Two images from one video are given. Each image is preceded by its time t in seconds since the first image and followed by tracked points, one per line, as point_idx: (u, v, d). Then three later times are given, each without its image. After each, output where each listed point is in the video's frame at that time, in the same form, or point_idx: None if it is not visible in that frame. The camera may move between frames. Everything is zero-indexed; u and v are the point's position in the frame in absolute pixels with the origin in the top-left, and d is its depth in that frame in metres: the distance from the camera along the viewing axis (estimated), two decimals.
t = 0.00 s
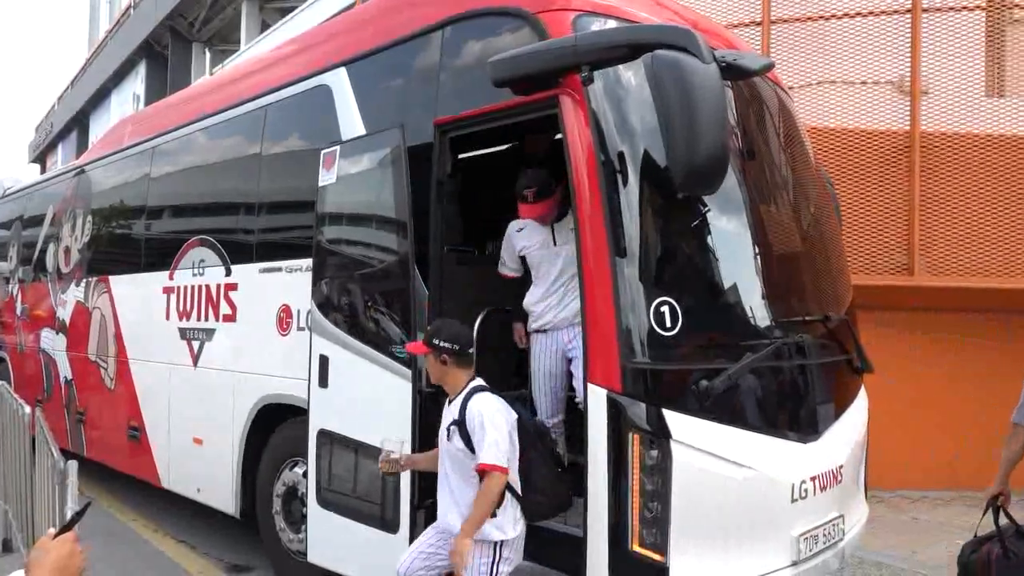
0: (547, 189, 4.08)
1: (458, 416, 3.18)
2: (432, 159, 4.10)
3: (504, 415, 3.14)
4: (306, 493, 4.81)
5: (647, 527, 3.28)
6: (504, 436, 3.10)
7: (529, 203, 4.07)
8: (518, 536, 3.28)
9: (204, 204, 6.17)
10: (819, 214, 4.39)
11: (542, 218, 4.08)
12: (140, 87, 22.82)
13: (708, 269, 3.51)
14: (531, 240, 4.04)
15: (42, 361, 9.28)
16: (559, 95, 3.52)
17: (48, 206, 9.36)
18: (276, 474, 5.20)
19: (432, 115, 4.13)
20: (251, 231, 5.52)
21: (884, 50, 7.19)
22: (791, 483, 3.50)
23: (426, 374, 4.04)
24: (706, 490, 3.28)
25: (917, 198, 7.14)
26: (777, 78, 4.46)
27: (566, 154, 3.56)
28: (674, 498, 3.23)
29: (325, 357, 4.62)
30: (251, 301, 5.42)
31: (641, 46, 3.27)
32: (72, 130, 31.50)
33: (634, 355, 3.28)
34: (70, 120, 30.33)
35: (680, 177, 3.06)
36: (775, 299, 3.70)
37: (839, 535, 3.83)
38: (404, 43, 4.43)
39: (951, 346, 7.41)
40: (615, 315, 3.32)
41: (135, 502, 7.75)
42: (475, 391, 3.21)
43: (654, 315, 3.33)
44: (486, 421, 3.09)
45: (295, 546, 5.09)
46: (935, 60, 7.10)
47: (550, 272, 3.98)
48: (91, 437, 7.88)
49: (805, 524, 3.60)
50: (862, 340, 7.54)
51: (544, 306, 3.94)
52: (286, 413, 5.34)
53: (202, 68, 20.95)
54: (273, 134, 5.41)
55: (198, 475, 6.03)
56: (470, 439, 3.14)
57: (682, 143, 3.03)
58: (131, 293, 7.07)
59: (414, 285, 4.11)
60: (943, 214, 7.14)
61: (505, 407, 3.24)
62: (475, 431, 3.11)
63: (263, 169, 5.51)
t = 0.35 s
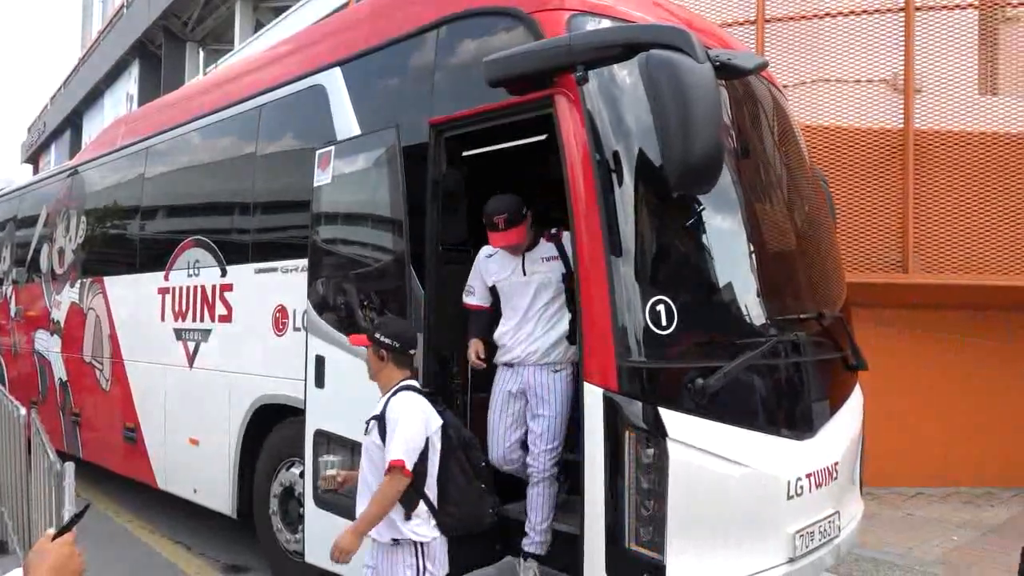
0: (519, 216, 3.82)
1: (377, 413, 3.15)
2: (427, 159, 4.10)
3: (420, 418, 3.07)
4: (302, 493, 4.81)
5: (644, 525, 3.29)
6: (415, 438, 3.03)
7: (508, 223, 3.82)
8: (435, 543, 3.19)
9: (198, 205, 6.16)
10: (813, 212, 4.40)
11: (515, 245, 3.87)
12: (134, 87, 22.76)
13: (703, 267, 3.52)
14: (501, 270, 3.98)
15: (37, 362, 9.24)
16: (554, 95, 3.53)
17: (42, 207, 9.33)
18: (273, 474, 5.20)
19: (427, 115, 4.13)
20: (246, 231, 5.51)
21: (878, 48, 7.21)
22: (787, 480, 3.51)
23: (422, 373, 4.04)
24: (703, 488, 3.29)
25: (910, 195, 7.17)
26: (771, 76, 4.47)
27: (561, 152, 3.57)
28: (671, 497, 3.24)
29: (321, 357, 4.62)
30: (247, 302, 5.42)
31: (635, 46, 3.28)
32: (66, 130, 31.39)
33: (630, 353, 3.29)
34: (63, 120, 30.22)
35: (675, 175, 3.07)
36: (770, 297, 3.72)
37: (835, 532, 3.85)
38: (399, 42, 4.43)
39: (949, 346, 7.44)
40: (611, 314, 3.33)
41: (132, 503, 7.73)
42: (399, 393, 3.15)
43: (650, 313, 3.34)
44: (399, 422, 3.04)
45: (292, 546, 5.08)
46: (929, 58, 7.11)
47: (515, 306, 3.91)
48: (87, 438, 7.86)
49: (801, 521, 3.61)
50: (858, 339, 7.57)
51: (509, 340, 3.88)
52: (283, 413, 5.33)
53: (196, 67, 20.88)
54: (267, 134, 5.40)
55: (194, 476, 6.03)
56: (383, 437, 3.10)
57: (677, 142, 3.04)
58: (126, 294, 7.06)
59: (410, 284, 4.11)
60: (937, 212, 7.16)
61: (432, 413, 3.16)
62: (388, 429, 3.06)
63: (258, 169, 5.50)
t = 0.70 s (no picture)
0: (512, 252, 3.71)
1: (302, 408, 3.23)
2: (428, 157, 4.10)
3: (331, 417, 3.13)
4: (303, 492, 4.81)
5: (645, 523, 3.29)
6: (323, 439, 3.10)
7: (498, 263, 3.67)
8: (341, 536, 3.27)
9: (197, 204, 6.16)
10: (813, 211, 4.41)
11: (503, 283, 3.73)
12: (133, 86, 22.74)
13: (703, 266, 3.52)
14: (475, 311, 3.80)
15: (37, 361, 9.23)
16: (554, 93, 3.53)
17: (41, 206, 9.32)
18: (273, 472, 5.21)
19: (427, 114, 4.14)
20: (246, 230, 5.51)
21: (878, 46, 7.21)
22: (787, 478, 3.52)
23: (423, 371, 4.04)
24: (703, 486, 3.30)
25: (911, 193, 7.17)
26: (771, 75, 4.47)
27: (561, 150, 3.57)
28: (671, 494, 3.24)
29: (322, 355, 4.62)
30: (247, 301, 5.42)
31: (635, 44, 3.29)
32: (65, 129, 31.37)
33: (631, 352, 3.30)
34: (61, 119, 30.20)
35: (675, 173, 3.07)
36: (770, 296, 3.72)
37: (835, 530, 3.86)
38: (398, 41, 4.43)
39: (949, 345, 7.46)
40: (612, 312, 3.33)
41: (132, 502, 7.73)
42: (321, 387, 3.21)
43: (650, 311, 3.35)
44: (311, 418, 3.13)
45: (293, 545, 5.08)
46: (929, 56, 7.12)
47: (489, 355, 3.80)
48: (87, 437, 7.85)
49: (801, 519, 3.62)
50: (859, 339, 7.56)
51: (484, 387, 3.78)
52: (284, 412, 5.32)
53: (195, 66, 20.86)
54: (267, 133, 5.41)
55: (195, 475, 6.03)
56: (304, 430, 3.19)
57: (678, 139, 3.04)
58: (126, 293, 7.06)
59: (411, 283, 4.11)
60: (936, 209, 7.17)
61: (351, 411, 3.20)
62: (309, 422, 3.15)
63: (258, 168, 5.50)
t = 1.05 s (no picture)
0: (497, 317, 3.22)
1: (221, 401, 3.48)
2: (428, 155, 4.10)
3: (231, 414, 3.33)
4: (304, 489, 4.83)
5: (645, 520, 3.30)
6: (218, 431, 3.33)
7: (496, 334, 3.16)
8: (250, 529, 3.44)
9: (198, 202, 6.17)
10: (814, 209, 4.42)
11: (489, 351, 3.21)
12: (133, 85, 22.75)
13: (703, 263, 3.53)
14: (447, 402, 3.21)
15: (38, 360, 9.25)
16: (554, 90, 3.53)
17: (42, 205, 9.32)
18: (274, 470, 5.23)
19: (427, 112, 4.14)
20: (247, 228, 5.52)
21: (879, 44, 7.21)
22: (787, 475, 3.53)
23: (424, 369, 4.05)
24: (703, 484, 3.31)
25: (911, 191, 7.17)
26: (772, 73, 4.48)
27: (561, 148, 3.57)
28: (672, 491, 3.25)
29: (323, 353, 4.63)
30: (248, 299, 5.42)
31: (636, 42, 3.29)
32: (65, 128, 31.38)
33: (631, 349, 3.31)
34: (62, 118, 30.22)
35: (675, 171, 3.07)
36: (770, 294, 3.72)
37: (835, 528, 3.86)
38: (399, 39, 4.43)
39: (950, 344, 7.47)
40: (612, 310, 3.34)
41: (133, 501, 7.75)
42: (239, 383, 3.44)
43: (650, 309, 3.35)
44: (216, 412, 3.36)
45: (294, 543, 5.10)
46: (929, 54, 7.12)
47: (466, 451, 3.24)
48: (88, 436, 7.87)
49: (801, 516, 3.63)
50: (859, 338, 7.55)
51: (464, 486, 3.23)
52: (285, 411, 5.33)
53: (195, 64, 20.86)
54: (268, 131, 5.41)
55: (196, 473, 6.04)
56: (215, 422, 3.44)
57: (678, 137, 3.05)
58: (127, 292, 7.07)
59: (411, 281, 4.11)
60: (936, 207, 7.18)
61: (258, 409, 3.38)
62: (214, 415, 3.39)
63: (258, 167, 5.51)
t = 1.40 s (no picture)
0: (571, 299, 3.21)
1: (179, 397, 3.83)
2: (428, 154, 4.11)
3: (194, 406, 3.70)
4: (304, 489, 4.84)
5: (645, 519, 3.30)
6: (182, 423, 3.68)
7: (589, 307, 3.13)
8: (212, 514, 3.80)
9: (198, 201, 6.17)
10: (813, 209, 4.42)
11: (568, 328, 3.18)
12: (132, 85, 22.76)
13: (703, 263, 3.53)
14: (536, 405, 3.05)
15: (38, 360, 9.25)
16: (555, 89, 3.53)
17: (42, 205, 9.32)
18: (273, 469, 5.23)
19: (427, 112, 4.15)
20: (247, 228, 5.52)
21: (878, 44, 7.22)
22: (787, 474, 3.53)
23: (424, 368, 4.05)
24: (702, 482, 3.31)
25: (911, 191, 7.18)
26: (771, 73, 4.48)
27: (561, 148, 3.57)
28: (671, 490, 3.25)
29: (322, 353, 4.64)
30: (248, 298, 5.42)
31: (636, 42, 3.28)
32: (64, 128, 31.38)
33: (631, 348, 3.31)
34: (61, 117, 30.25)
35: (675, 170, 3.07)
36: (770, 293, 3.72)
37: (835, 526, 3.87)
38: (400, 38, 4.43)
39: (950, 344, 7.47)
40: (612, 309, 3.34)
41: (133, 500, 7.75)
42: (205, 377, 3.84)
43: (650, 308, 3.36)
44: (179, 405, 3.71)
45: (293, 542, 5.10)
46: (929, 54, 7.13)
47: (546, 454, 3.13)
48: (88, 435, 7.88)
49: (801, 515, 3.63)
50: (859, 338, 7.56)
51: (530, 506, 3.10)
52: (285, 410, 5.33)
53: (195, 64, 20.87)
54: (268, 131, 5.41)
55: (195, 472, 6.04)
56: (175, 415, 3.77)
57: (678, 136, 3.05)
58: (127, 291, 7.07)
59: (411, 281, 4.11)
60: (936, 207, 7.18)
61: (219, 401, 3.75)
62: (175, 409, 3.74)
63: (258, 166, 5.51)
